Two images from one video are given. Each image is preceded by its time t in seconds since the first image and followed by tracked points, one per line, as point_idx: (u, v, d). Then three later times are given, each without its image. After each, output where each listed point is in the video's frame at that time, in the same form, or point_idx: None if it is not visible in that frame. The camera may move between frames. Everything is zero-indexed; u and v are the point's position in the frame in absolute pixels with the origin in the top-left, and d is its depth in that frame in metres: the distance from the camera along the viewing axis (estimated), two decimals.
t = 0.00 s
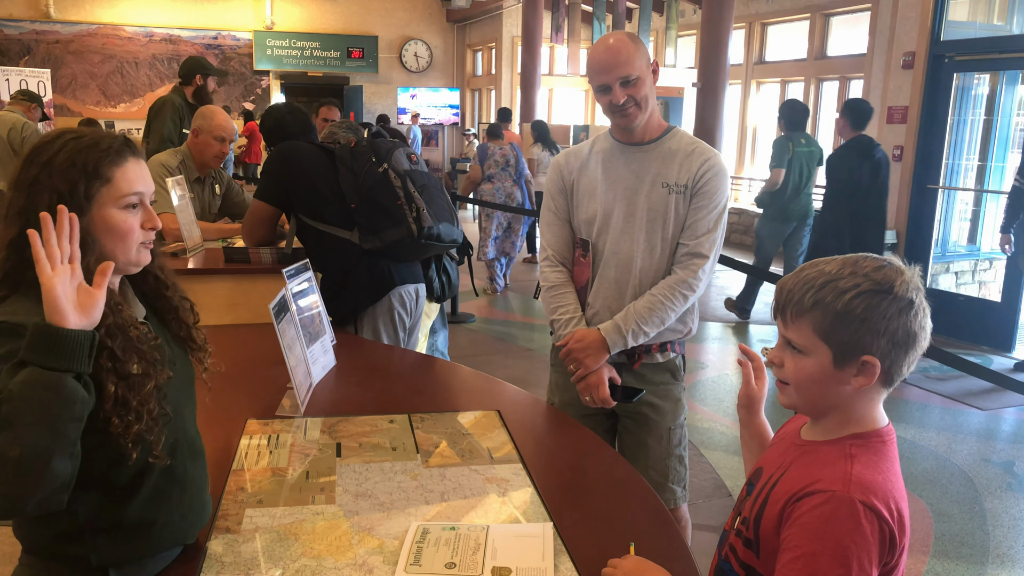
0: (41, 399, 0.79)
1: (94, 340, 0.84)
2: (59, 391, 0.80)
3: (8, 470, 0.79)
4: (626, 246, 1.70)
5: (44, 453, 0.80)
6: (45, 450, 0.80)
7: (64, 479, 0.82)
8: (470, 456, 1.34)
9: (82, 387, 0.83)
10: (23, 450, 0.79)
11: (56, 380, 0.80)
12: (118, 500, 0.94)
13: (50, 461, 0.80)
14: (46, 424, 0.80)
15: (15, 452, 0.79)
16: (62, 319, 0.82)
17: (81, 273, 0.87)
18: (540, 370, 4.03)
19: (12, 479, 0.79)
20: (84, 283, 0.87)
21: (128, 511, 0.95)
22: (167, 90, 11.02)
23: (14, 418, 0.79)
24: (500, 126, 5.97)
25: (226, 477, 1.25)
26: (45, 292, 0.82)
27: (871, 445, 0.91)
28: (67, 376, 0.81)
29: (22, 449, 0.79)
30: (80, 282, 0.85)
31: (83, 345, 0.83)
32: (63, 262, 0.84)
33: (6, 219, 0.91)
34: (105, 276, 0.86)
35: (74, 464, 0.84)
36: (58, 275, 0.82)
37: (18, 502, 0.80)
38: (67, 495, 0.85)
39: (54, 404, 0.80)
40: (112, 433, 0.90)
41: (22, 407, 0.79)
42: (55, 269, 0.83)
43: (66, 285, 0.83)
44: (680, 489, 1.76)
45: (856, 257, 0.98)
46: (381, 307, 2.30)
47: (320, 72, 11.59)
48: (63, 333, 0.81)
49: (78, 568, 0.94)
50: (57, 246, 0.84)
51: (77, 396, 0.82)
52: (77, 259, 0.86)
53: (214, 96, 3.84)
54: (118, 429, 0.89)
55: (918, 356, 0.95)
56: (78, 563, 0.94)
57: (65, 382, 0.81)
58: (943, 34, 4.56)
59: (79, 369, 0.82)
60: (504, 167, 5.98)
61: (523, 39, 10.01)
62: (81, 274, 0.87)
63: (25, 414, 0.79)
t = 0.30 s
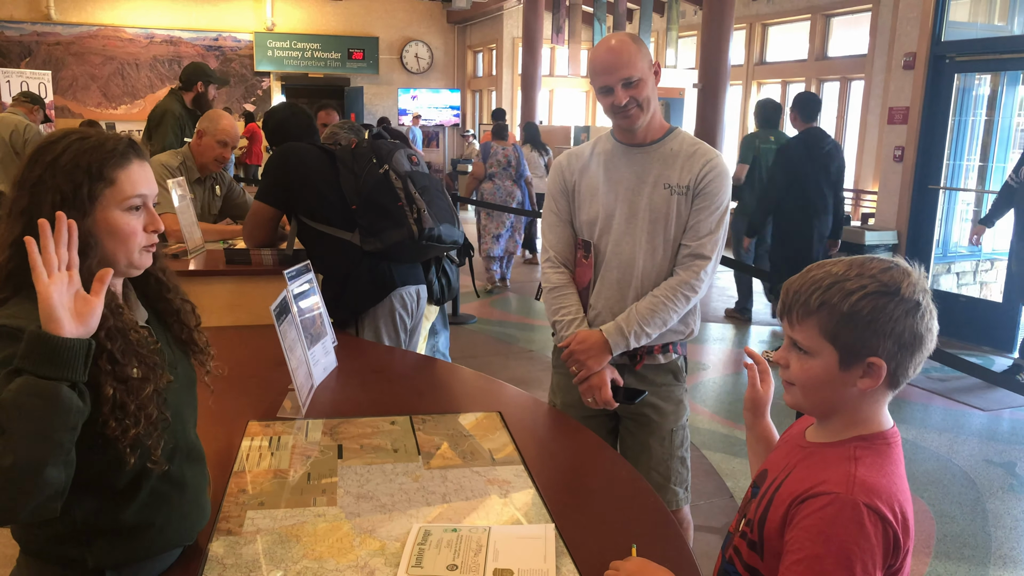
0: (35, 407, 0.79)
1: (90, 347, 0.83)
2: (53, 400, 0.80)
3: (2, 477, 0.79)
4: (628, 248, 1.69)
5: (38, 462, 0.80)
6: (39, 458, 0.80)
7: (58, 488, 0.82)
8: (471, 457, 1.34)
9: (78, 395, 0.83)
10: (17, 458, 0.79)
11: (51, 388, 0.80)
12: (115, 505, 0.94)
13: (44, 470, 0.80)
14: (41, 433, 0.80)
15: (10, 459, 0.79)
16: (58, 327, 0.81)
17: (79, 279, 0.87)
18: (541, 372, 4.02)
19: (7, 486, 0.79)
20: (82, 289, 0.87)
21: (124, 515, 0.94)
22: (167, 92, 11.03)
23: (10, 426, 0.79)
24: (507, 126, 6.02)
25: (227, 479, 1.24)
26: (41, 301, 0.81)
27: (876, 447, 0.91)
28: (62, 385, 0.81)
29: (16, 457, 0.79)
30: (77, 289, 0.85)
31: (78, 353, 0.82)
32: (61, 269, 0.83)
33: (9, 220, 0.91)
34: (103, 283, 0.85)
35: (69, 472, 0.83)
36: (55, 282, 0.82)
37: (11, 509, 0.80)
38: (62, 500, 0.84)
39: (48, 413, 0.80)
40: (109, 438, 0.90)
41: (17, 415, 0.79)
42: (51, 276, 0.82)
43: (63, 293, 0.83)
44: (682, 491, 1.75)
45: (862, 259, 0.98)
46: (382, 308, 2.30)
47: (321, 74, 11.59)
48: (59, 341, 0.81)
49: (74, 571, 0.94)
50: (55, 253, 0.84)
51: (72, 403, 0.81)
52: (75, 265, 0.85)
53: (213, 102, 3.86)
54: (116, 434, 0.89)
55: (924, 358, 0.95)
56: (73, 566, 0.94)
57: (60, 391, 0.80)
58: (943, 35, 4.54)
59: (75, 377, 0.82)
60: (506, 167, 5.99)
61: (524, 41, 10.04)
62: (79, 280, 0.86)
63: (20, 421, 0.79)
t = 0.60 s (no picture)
0: (45, 404, 0.79)
1: (99, 346, 0.83)
2: (64, 398, 0.80)
3: (11, 474, 0.79)
4: (629, 248, 1.69)
5: (47, 459, 0.79)
6: (48, 456, 0.79)
7: (66, 485, 0.82)
8: (472, 457, 1.34)
9: (87, 393, 0.83)
10: (27, 455, 0.79)
11: (61, 386, 0.80)
12: (121, 503, 0.94)
13: (53, 467, 0.80)
14: (51, 430, 0.79)
15: (19, 456, 0.78)
16: (66, 324, 0.81)
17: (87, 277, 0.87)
18: (542, 372, 4.01)
19: (15, 483, 0.79)
20: (90, 288, 0.87)
21: (128, 514, 0.94)
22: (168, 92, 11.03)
23: (19, 423, 0.79)
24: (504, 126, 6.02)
25: (228, 479, 1.24)
26: (50, 298, 0.81)
27: (879, 448, 0.91)
28: (71, 382, 0.81)
29: (26, 454, 0.79)
30: (85, 287, 0.85)
31: (88, 351, 0.82)
32: (69, 267, 0.83)
33: (18, 218, 0.91)
34: (111, 280, 0.85)
35: (78, 469, 0.83)
36: (64, 279, 0.82)
37: (21, 506, 0.80)
38: (71, 498, 0.84)
39: (59, 410, 0.80)
40: (116, 436, 0.90)
41: (26, 413, 0.79)
42: (60, 273, 0.82)
43: (71, 290, 0.83)
44: (684, 491, 1.75)
45: (867, 260, 0.98)
46: (383, 309, 2.30)
47: (322, 74, 11.60)
48: (69, 339, 0.81)
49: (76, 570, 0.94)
50: (63, 250, 0.84)
51: (81, 402, 0.81)
52: (83, 263, 0.85)
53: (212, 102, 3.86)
54: (123, 432, 0.89)
55: (928, 359, 0.95)
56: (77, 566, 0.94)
57: (69, 388, 0.80)
58: (945, 35, 4.53)
59: (84, 375, 0.82)
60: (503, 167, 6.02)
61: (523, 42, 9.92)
62: (87, 278, 0.86)
63: (30, 419, 0.79)
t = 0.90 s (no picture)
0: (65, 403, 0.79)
1: (115, 344, 0.83)
2: (82, 396, 0.79)
3: (31, 475, 0.78)
4: (629, 247, 1.69)
5: (71, 458, 0.79)
6: (72, 455, 0.79)
7: (88, 484, 0.81)
8: (471, 456, 1.34)
9: (104, 392, 0.83)
10: (49, 455, 0.78)
11: (79, 384, 0.80)
12: (133, 504, 0.94)
13: (76, 466, 0.80)
14: (72, 429, 0.79)
15: (42, 458, 0.78)
16: (82, 324, 0.81)
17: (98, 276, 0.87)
18: (542, 371, 4.02)
19: (34, 485, 0.78)
20: (101, 287, 0.87)
21: (138, 515, 0.94)
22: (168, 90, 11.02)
23: (40, 424, 0.78)
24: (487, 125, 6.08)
25: (227, 478, 1.24)
26: (64, 297, 0.81)
27: (877, 448, 0.91)
28: (90, 381, 0.81)
29: (49, 455, 0.78)
30: (97, 286, 0.85)
31: (104, 349, 0.82)
32: (81, 266, 0.83)
33: (27, 218, 0.91)
34: (123, 278, 0.85)
35: (98, 469, 0.83)
36: (77, 279, 0.82)
37: (42, 506, 0.79)
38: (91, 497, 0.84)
39: (79, 408, 0.79)
40: (127, 435, 0.90)
41: (45, 413, 0.78)
42: (73, 273, 0.82)
43: (85, 289, 0.83)
44: (683, 490, 1.75)
45: (866, 260, 0.98)
46: (382, 307, 2.30)
47: (322, 72, 11.59)
48: (84, 338, 0.80)
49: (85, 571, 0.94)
50: (75, 249, 0.84)
51: (100, 400, 0.81)
52: (95, 262, 0.85)
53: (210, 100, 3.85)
54: (133, 430, 0.88)
55: (927, 360, 0.95)
56: (87, 568, 0.94)
57: (88, 387, 0.80)
58: (944, 35, 4.53)
59: (102, 373, 0.82)
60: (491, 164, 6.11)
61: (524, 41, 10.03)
62: (98, 277, 0.86)
63: (50, 419, 0.78)
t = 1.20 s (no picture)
0: (74, 405, 0.79)
1: (122, 347, 0.83)
2: (90, 399, 0.80)
3: (39, 478, 0.78)
4: (629, 251, 1.70)
5: (78, 462, 0.79)
6: (79, 459, 0.79)
7: (95, 488, 0.82)
8: (470, 460, 1.34)
9: (112, 395, 0.83)
10: (56, 458, 0.78)
11: (87, 388, 0.80)
12: (139, 508, 0.94)
13: (82, 470, 0.80)
14: (80, 432, 0.79)
15: (48, 460, 0.78)
16: (91, 327, 0.81)
17: (106, 280, 0.87)
18: (542, 375, 4.01)
19: (44, 489, 0.78)
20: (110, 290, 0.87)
21: (145, 520, 0.94)
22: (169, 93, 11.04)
23: (47, 425, 0.78)
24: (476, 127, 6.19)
25: (227, 481, 1.24)
26: (73, 300, 0.81)
27: (878, 452, 0.91)
28: (97, 384, 0.81)
29: (55, 457, 0.78)
30: (107, 290, 0.85)
31: (111, 353, 0.82)
32: (91, 270, 0.83)
33: (34, 223, 0.91)
34: (132, 283, 0.86)
35: (105, 472, 0.83)
36: (86, 283, 0.82)
37: (49, 511, 0.79)
38: (99, 501, 0.84)
39: (86, 411, 0.79)
40: (135, 439, 0.90)
41: (53, 415, 0.78)
42: (83, 277, 0.82)
43: (94, 293, 0.83)
44: (682, 494, 1.75)
45: (866, 264, 0.98)
46: (383, 310, 2.30)
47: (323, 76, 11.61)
48: (93, 342, 0.81)
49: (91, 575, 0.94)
50: (85, 254, 0.84)
51: (107, 404, 0.81)
52: (104, 266, 0.86)
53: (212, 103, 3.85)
54: (141, 434, 0.89)
55: (927, 365, 0.95)
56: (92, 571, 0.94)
57: (95, 390, 0.80)
58: (944, 40, 4.54)
59: (109, 377, 0.82)
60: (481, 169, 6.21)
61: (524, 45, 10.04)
62: (107, 281, 0.87)
63: (59, 423, 0.78)
